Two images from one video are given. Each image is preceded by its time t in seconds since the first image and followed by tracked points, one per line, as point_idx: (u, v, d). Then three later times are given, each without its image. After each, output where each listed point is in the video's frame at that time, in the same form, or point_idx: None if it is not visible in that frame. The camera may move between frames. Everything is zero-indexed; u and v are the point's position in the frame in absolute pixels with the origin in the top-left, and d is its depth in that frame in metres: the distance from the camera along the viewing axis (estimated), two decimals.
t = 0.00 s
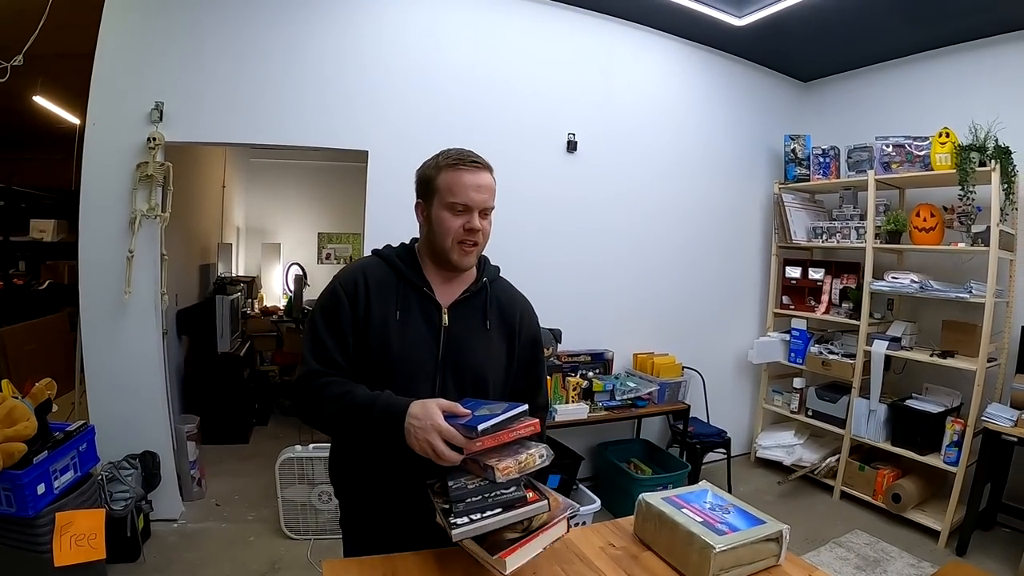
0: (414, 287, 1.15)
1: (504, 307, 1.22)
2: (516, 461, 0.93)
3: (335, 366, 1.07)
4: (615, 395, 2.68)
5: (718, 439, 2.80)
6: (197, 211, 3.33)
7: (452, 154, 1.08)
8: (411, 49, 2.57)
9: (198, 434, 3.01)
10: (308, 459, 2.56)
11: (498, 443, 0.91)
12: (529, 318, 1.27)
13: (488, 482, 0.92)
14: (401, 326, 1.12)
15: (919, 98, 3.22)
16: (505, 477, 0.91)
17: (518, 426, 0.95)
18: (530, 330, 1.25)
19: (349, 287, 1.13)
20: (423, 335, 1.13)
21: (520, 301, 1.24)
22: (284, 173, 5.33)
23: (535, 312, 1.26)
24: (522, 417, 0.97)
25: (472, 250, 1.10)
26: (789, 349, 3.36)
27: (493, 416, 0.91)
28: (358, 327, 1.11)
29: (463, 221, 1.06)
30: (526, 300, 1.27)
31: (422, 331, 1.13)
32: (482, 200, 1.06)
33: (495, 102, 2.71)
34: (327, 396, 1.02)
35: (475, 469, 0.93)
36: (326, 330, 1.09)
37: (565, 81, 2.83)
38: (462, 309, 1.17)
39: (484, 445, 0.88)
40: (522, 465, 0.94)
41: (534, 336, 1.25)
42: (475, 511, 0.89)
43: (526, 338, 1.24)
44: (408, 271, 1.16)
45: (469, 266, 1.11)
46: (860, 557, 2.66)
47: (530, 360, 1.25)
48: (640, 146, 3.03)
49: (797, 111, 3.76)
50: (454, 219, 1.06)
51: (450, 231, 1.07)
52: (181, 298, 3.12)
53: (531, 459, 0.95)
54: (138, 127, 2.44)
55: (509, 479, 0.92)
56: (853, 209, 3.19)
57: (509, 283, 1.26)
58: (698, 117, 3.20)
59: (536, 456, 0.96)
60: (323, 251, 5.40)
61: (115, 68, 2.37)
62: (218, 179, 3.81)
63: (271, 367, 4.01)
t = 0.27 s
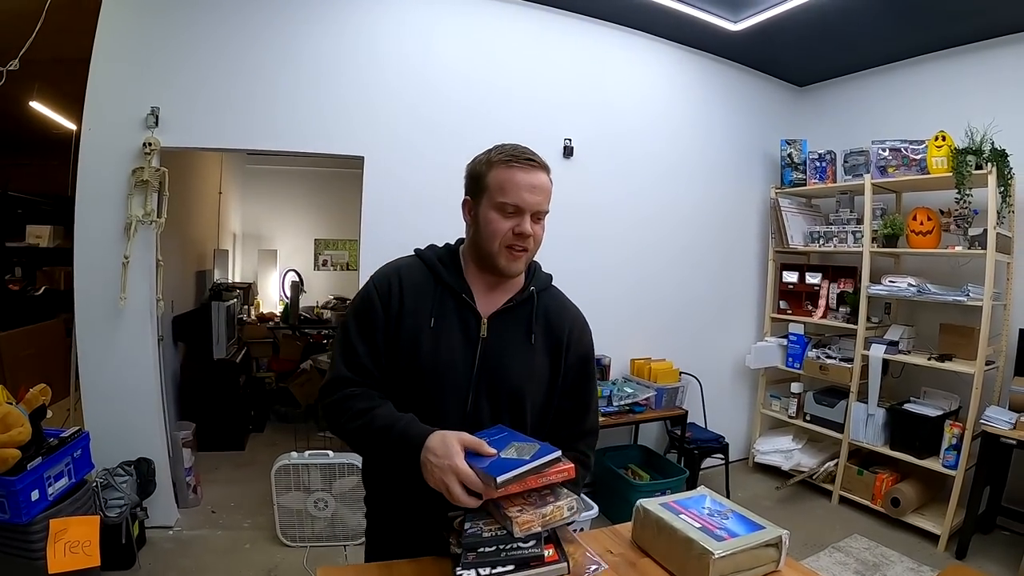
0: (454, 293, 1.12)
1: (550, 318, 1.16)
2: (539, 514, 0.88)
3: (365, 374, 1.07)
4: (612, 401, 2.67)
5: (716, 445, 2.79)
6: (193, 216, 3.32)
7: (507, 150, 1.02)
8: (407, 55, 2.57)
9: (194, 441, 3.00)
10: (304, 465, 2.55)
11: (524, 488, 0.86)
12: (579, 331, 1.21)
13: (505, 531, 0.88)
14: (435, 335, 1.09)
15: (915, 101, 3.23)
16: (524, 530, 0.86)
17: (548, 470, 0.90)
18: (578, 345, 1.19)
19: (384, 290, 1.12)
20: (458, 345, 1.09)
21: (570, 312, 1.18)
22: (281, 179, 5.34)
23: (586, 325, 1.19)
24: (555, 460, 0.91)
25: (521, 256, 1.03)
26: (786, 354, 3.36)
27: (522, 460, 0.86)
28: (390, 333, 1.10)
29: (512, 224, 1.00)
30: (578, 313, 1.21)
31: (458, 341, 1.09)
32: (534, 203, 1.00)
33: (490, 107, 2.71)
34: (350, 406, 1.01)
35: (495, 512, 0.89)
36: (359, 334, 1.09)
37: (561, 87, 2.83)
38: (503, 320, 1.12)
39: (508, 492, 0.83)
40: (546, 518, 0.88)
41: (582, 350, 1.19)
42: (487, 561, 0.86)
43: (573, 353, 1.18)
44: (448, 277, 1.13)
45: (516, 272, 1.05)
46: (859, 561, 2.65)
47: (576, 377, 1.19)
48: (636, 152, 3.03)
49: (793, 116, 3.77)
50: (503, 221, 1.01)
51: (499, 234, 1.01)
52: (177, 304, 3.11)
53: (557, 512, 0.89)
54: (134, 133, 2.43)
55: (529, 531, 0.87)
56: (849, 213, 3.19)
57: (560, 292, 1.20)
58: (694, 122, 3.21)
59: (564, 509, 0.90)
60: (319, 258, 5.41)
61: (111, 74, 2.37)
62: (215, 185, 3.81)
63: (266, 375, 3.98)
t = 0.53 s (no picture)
0: (486, 299, 1.12)
1: (587, 324, 1.14)
2: (551, 549, 0.87)
3: (388, 383, 1.10)
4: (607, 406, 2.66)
5: (713, 449, 2.79)
6: (188, 221, 3.31)
7: (552, 147, 1.01)
8: (402, 58, 2.57)
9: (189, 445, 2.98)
10: (300, 470, 2.53)
11: (537, 524, 0.85)
12: (621, 338, 1.18)
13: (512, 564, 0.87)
14: (464, 342, 1.09)
15: (910, 105, 3.24)
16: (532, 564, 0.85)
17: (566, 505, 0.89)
18: (619, 354, 1.16)
19: (414, 295, 1.13)
20: (489, 353, 1.09)
21: (611, 320, 1.16)
22: (276, 183, 5.33)
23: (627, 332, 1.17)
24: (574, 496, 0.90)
25: (561, 260, 1.01)
26: (783, 358, 3.36)
27: (536, 497, 0.85)
28: (418, 340, 1.11)
29: (554, 226, 0.98)
30: (620, 319, 1.17)
31: (488, 349, 1.09)
32: (579, 202, 0.98)
33: (485, 111, 2.71)
34: (374, 416, 1.05)
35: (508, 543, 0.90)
36: (387, 339, 1.11)
37: (555, 92, 2.83)
38: (537, 327, 1.11)
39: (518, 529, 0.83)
40: (557, 554, 0.87)
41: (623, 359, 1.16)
42: None
43: (613, 361, 1.15)
44: (481, 281, 1.13)
45: (555, 277, 1.03)
46: (857, 564, 2.65)
47: (617, 385, 1.16)
48: (631, 155, 3.03)
49: (789, 120, 3.78)
50: (545, 222, 0.99)
51: (538, 236, 0.99)
52: (171, 308, 3.10)
53: (569, 547, 0.88)
54: (128, 135, 2.42)
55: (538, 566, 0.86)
56: (846, 217, 3.19)
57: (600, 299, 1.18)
58: (690, 125, 3.20)
59: (576, 544, 0.88)
60: (315, 262, 5.40)
61: (105, 77, 2.36)
62: (210, 189, 3.79)
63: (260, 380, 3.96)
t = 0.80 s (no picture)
0: (493, 309, 1.12)
1: (599, 332, 1.14)
2: (549, 565, 0.86)
3: (394, 397, 1.10)
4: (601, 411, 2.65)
5: (707, 453, 2.79)
6: (181, 226, 3.30)
7: (558, 155, 0.98)
8: (394, 63, 2.56)
9: (181, 451, 2.96)
10: (293, 476, 2.52)
11: (537, 538, 0.85)
12: (634, 345, 1.17)
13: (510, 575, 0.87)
14: (470, 354, 1.09)
15: (901, 108, 3.25)
16: None
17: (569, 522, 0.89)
18: (633, 361, 1.15)
19: (418, 307, 1.13)
20: (498, 364, 1.09)
21: (622, 326, 1.16)
22: (269, 188, 5.32)
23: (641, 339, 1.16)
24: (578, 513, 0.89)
25: (568, 273, 1.01)
26: (776, 361, 3.36)
27: (536, 510, 0.85)
28: (423, 352, 1.11)
29: (561, 240, 0.97)
30: (633, 327, 1.17)
31: (497, 360, 1.09)
32: (586, 216, 0.96)
33: (477, 115, 2.71)
34: (379, 429, 1.07)
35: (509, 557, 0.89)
36: (391, 353, 1.11)
37: (546, 97, 2.83)
38: (545, 337, 1.11)
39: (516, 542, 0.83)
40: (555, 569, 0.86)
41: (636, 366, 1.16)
42: None
43: (625, 369, 1.14)
44: (487, 292, 1.13)
45: (562, 290, 1.03)
46: (852, 567, 2.65)
47: (630, 392, 1.17)
48: (623, 160, 3.03)
49: (781, 125, 3.80)
50: (551, 235, 0.98)
51: (545, 249, 0.99)
52: (163, 314, 3.09)
53: (569, 563, 0.87)
54: (120, 140, 2.40)
55: None
56: (838, 220, 3.20)
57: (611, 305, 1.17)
58: (681, 130, 3.21)
59: (575, 560, 0.88)
60: (307, 267, 5.39)
61: (96, 81, 2.35)
62: (202, 194, 3.79)
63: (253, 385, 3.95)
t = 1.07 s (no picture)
0: (486, 313, 1.12)
1: (591, 334, 1.16)
2: None
3: (388, 402, 1.09)
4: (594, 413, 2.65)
5: (701, 454, 2.80)
6: (172, 231, 3.29)
7: (552, 183, 0.94)
8: (385, 67, 2.56)
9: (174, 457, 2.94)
10: (286, 481, 2.51)
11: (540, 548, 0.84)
12: (623, 346, 1.21)
13: None
14: (466, 357, 1.09)
15: (891, 109, 3.28)
16: None
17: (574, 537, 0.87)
18: (623, 363, 1.20)
19: (410, 309, 1.12)
20: (494, 367, 1.09)
21: (612, 328, 1.19)
22: (260, 192, 5.31)
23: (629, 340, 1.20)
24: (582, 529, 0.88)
25: (552, 294, 1.03)
26: (769, 362, 3.37)
27: (543, 519, 0.85)
28: (416, 357, 1.10)
29: (547, 268, 0.98)
30: (622, 327, 1.20)
31: (493, 363, 1.09)
32: (574, 249, 0.95)
33: (468, 119, 2.71)
34: (376, 434, 1.04)
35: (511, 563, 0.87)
36: (383, 357, 1.10)
37: (536, 100, 2.83)
38: (540, 339, 1.12)
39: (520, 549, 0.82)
40: None
41: (625, 366, 1.21)
42: None
43: (615, 370, 1.18)
44: (480, 295, 1.13)
45: (546, 307, 1.06)
46: (847, 567, 2.65)
47: (621, 392, 1.21)
48: (614, 162, 3.04)
49: (771, 127, 3.81)
50: (538, 262, 0.98)
51: (532, 274, 1.00)
52: (155, 319, 3.07)
53: None
54: (110, 144, 2.39)
55: None
56: (829, 221, 3.21)
57: (600, 307, 1.20)
58: (672, 132, 3.22)
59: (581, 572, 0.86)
60: (299, 271, 5.38)
61: (86, 85, 2.33)
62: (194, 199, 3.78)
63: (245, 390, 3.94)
